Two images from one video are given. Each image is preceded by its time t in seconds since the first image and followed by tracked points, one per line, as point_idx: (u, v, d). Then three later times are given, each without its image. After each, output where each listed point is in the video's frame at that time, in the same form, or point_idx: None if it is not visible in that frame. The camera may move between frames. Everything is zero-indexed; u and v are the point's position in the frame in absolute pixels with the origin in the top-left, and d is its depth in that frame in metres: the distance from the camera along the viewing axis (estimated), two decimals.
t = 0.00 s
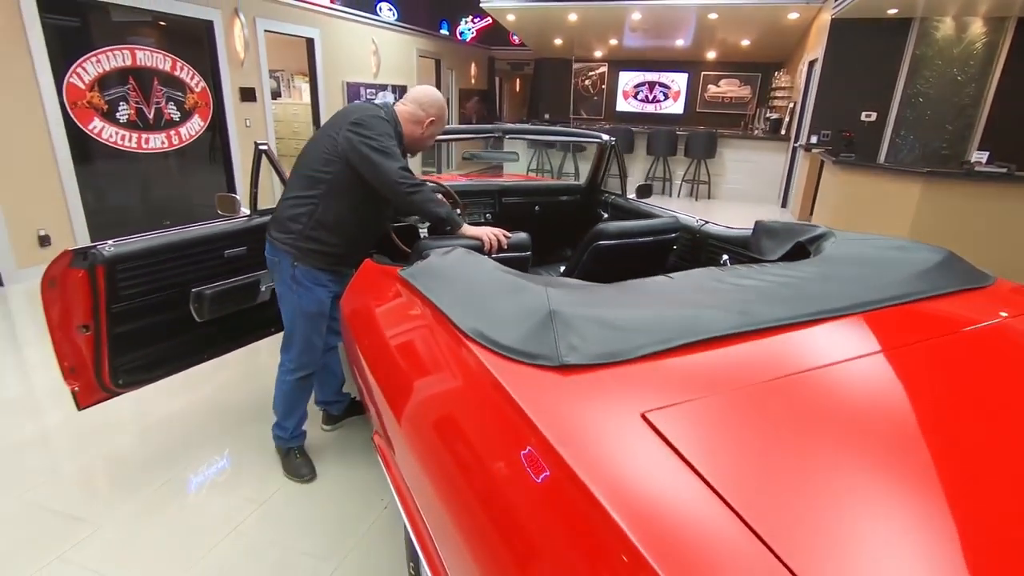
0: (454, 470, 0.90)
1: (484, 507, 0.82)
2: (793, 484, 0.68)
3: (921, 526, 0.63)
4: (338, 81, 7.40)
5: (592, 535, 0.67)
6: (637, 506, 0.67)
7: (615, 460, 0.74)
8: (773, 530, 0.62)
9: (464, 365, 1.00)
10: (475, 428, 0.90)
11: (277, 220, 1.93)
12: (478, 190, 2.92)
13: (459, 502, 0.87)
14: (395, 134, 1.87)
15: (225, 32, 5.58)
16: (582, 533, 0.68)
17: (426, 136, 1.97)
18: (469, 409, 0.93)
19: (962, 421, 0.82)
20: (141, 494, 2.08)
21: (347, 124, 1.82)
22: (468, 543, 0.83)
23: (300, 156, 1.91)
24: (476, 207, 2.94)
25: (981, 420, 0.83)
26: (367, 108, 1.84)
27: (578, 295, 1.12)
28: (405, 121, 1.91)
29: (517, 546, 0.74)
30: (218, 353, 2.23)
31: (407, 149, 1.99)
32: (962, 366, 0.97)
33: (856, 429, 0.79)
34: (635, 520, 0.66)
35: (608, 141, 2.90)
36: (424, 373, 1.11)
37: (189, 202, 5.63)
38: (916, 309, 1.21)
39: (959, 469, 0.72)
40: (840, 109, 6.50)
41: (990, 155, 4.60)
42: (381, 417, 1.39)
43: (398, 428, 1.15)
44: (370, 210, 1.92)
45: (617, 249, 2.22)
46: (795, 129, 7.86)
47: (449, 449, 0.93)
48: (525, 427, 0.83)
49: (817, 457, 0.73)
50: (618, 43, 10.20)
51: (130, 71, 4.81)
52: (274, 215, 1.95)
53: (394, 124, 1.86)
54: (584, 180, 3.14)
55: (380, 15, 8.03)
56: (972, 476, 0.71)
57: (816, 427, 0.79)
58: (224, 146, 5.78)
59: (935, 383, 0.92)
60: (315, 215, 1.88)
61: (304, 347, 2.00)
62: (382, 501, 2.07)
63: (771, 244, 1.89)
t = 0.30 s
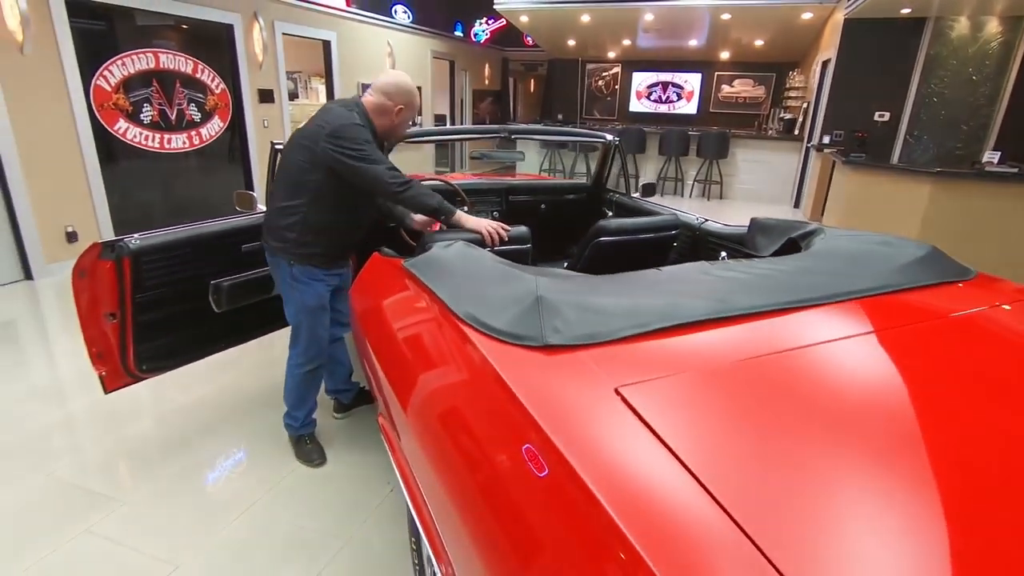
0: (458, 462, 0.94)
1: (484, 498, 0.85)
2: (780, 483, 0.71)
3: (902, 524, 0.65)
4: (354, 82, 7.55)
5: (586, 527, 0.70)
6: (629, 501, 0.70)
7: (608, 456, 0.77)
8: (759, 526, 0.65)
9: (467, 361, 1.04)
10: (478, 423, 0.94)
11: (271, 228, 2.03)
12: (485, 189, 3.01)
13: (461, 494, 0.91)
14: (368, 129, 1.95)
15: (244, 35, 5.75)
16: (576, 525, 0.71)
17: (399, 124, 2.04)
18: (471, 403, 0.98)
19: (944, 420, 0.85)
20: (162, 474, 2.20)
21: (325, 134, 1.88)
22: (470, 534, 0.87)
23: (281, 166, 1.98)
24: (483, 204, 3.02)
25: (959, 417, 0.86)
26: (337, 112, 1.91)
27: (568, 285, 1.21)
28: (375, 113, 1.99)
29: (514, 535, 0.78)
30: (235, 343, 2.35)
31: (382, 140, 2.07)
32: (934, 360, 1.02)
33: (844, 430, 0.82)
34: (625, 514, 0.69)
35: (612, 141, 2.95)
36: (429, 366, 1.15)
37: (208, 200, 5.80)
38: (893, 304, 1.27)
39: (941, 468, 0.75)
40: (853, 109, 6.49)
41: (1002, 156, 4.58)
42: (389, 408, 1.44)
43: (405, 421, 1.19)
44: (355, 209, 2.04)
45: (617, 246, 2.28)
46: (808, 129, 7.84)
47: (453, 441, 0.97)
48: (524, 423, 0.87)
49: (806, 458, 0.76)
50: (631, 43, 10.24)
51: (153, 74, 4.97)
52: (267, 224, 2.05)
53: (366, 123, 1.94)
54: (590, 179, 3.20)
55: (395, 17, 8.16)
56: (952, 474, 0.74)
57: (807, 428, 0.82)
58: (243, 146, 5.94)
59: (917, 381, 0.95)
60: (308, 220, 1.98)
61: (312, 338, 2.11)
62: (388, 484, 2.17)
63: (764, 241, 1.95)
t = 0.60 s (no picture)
0: (468, 448, 1.01)
1: (493, 482, 0.92)
2: (766, 470, 0.76)
3: (878, 509, 0.71)
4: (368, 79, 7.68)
5: (583, 509, 0.77)
6: (624, 485, 0.76)
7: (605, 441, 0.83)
8: (744, 510, 0.71)
9: (473, 349, 1.10)
10: (486, 411, 1.01)
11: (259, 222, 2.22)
12: (490, 183, 3.09)
13: (472, 478, 0.98)
14: (324, 118, 2.01)
15: (260, 33, 5.89)
16: (575, 506, 0.78)
17: (371, 111, 2.10)
18: (479, 392, 1.04)
19: (924, 408, 0.90)
20: (183, 451, 2.33)
21: (278, 129, 1.99)
22: (480, 514, 0.94)
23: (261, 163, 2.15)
24: (489, 198, 3.10)
25: (938, 405, 0.92)
26: (287, 106, 2.00)
27: (559, 267, 1.30)
28: (343, 98, 2.06)
29: (520, 516, 0.84)
30: (251, 328, 2.47)
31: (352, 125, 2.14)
32: (915, 348, 1.08)
33: (830, 419, 0.87)
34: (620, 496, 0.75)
35: (615, 136, 3.01)
36: (438, 354, 1.22)
37: (226, 195, 5.96)
38: (875, 294, 1.33)
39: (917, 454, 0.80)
40: (864, 105, 6.48)
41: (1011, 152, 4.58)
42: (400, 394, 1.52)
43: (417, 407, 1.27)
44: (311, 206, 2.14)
45: (617, 238, 2.35)
46: (820, 126, 7.82)
47: (464, 429, 1.04)
48: (528, 410, 0.93)
49: (793, 446, 0.81)
50: (643, 40, 10.26)
51: (173, 71, 5.12)
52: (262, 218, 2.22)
53: (315, 112, 1.99)
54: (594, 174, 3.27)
55: (408, 15, 8.27)
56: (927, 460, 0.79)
57: (795, 417, 0.87)
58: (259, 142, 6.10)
59: (901, 370, 1.01)
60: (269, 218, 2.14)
61: (312, 329, 2.23)
62: (396, 463, 2.28)
63: (756, 232, 2.03)
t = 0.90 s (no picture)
0: (467, 450, 1.03)
1: (491, 485, 0.93)
2: (762, 478, 0.77)
3: (859, 517, 0.72)
4: (379, 92, 7.87)
5: (577, 510, 0.78)
6: (617, 487, 0.78)
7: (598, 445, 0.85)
8: (739, 516, 0.72)
9: (473, 353, 1.13)
10: (485, 414, 1.02)
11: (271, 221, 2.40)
12: (493, 191, 3.18)
13: (469, 479, 1.00)
14: (271, 115, 2.08)
15: (276, 48, 6.10)
16: (568, 508, 0.79)
17: (330, 105, 2.09)
18: (479, 394, 1.06)
19: (910, 413, 0.92)
20: (195, 444, 2.43)
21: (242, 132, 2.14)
22: (476, 515, 0.96)
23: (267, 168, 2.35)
24: (492, 205, 3.19)
25: (923, 408, 0.94)
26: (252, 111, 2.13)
27: (546, 262, 1.40)
28: (303, 91, 2.13)
29: (516, 518, 0.86)
30: (262, 328, 2.58)
31: (319, 121, 2.17)
32: (902, 350, 1.10)
33: (825, 426, 0.88)
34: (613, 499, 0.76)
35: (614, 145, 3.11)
36: (438, 355, 1.24)
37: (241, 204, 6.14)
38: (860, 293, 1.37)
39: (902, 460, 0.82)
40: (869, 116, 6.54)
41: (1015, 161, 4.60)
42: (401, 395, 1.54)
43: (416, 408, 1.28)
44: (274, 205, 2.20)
45: (613, 242, 2.42)
46: (826, 137, 7.88)
47: (462, 431, 1.06)
48: (524, 412, 0.95)
49: (782, 453, 0.82)
50: (651, 53, 10.40)
51: (193, 85, 5.30)
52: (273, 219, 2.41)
53: (266, 112, 2.09)
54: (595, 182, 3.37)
55: (419, 30, 8.47)
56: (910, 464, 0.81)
57: (788, 424, 0.89)
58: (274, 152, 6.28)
59: (890, 375, 1.03)
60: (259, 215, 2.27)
61: (308, 329, 2.33)
62: (398, 458, 2.37)
63: (746, 236, 2.11)
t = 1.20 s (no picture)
0: (467, 452, 1.05)
1: (489, 485, 0.95)
2: (749, 473, 0.78)
3: (845, 513, 0.73)
4: (391, 104, 8.03)
5: (567, 506, 0.79)
6: (605, 481, 0.79)
7: (589, 439, 0.86)
8: (723, 507, 0.73)
9: (474, 355, 1.15)
10: (485, 415, 1.04)
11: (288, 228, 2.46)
12: (497, 197, 3.26)
13: (469, 477, 1.02)
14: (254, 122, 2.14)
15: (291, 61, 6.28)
16: (559, 501, 0.81)
17: (297, 106, 2.07)
18: (479, 396, 1.08)
19: (904, 415, 0.92)
20: (205, 440, 2.52)
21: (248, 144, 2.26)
22: (475, 513, 0.98)
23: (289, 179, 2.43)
24: (496, 211, 3.27)
25: (916, 411, 0.94)
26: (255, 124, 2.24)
27: (536, 257, 1.47)
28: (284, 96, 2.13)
29: (511, 515, 0.87)
30: (270, 328, 2.67)
31: (299, 125, 2.14)
32: (898, 352, 1.11)
33: (816, 424, 0.89)
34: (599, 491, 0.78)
35: (614, 152, 3.18)
36: (440, 358, 1.27)
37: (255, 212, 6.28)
38: (859, 296, 1.38)
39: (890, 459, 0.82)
40: (876, 126, 6.56)
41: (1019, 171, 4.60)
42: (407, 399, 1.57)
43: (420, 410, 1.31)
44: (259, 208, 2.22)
45: (612, 245, 2.48)
46: (834, 147, 7.90)
47: (463, 431, 1.08)
48: (520, 410, 0.97)
49: (771, 449, 0.83)
50: (659, 65, 10.50)
51: (210, 96, 5.47)
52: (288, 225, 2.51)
53: (253, 120, 2.14)
54: (596, 189, 3.44)
55: (430, 43, 8.65)
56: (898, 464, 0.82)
57: (779, 421, 0.90)
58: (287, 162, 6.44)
59: (883, 377, 1.03)
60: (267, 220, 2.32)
61: (298, 331, 2.34)
62: (400, 454, 2.43)
63: (739, 238, 2.16)
